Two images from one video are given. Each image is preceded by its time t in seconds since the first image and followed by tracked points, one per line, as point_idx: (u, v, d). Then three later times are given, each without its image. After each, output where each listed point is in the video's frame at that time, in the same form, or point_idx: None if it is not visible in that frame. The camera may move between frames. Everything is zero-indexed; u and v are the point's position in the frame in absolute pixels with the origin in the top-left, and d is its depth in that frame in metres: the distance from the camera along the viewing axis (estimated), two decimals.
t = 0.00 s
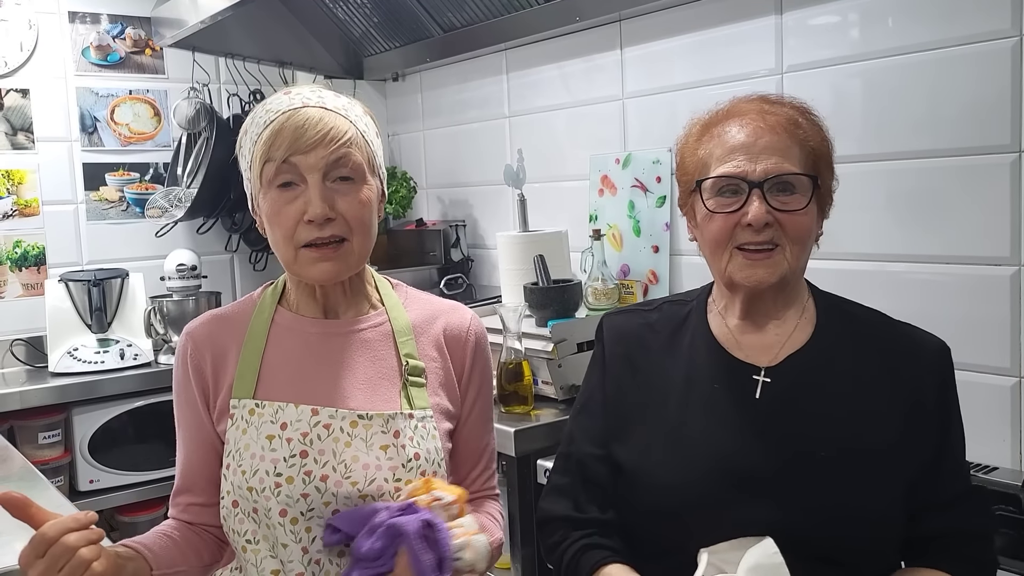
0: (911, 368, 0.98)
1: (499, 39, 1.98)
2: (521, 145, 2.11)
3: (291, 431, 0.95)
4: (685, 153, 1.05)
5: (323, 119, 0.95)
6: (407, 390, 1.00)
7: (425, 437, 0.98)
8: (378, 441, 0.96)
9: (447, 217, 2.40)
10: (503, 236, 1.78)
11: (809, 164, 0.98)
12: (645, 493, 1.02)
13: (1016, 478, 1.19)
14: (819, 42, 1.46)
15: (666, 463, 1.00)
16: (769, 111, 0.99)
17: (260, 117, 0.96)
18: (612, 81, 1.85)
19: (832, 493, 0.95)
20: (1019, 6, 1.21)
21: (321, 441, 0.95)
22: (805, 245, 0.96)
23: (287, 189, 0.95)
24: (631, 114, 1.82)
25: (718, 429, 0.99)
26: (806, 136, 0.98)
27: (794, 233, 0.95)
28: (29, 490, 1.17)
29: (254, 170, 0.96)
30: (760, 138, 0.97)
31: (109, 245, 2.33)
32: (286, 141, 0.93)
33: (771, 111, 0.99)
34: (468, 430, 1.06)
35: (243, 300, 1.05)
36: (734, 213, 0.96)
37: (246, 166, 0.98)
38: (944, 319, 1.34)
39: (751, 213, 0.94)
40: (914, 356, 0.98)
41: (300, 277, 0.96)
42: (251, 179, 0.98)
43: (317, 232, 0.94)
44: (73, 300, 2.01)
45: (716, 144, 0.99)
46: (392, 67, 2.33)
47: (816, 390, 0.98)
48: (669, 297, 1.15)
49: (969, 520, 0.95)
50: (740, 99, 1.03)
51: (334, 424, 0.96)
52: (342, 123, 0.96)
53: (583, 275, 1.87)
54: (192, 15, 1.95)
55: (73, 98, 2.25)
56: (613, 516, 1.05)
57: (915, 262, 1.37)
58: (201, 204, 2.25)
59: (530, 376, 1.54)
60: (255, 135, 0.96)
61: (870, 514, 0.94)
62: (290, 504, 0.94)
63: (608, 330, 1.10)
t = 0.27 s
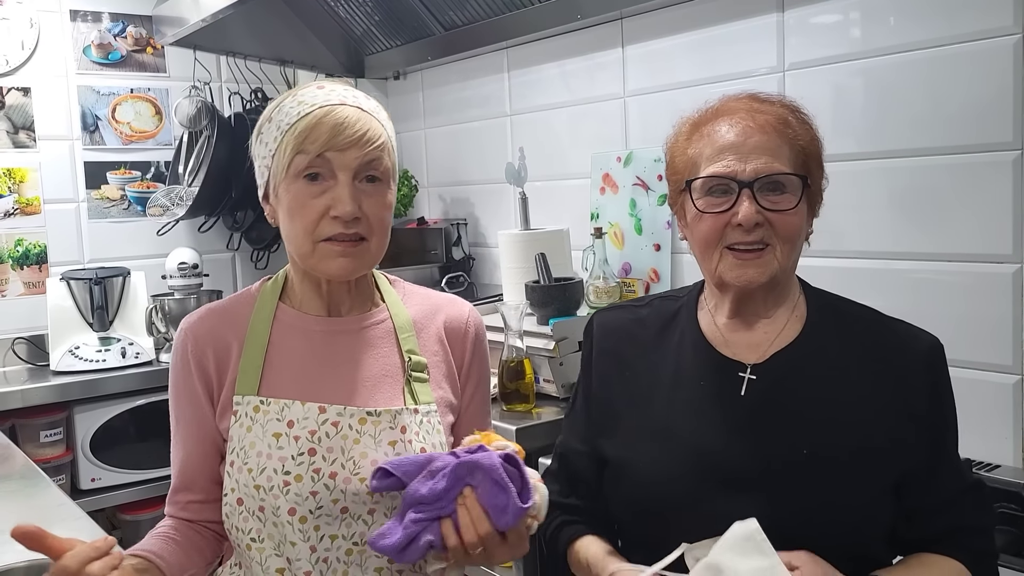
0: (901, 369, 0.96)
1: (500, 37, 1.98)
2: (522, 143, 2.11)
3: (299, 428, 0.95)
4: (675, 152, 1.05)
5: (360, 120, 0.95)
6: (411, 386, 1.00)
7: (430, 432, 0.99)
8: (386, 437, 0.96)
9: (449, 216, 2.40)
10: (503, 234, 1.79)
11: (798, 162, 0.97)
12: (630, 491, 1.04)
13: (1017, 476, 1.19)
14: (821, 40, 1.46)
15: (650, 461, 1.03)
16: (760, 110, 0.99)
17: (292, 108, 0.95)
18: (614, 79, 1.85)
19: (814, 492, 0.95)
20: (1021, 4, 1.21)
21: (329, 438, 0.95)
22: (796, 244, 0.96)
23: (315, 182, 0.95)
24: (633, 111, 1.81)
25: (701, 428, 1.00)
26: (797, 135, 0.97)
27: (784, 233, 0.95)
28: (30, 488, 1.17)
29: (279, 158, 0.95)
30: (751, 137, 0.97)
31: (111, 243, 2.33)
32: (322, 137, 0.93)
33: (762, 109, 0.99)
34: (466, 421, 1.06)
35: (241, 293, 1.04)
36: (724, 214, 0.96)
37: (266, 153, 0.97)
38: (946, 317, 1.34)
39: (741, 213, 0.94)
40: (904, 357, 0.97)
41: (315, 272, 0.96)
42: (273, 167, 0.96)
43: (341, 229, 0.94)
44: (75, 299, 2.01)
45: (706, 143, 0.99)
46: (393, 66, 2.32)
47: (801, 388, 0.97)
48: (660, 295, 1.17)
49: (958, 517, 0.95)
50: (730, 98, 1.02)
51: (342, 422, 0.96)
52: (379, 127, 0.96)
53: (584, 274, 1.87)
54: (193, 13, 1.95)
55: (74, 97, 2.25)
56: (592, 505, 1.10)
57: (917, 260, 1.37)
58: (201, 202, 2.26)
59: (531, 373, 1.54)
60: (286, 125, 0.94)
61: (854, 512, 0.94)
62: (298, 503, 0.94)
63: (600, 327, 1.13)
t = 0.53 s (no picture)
0: (896, 371, 0.96)
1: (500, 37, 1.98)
2: (522, 143, 2.11)
3: (311, 428, 0.95)
4: (669, 154, 1.05)
5: (352, 113, 0.95)
6: (421, 391, 1.00)
7: (439, 440, 0.99)
8: (398, 442, 0.96)
9: (449, 216, 2.40)
10: (503, 234, 1.79)
11: (791, 162, 0.97)
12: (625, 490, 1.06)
13: (1017, 476, 1.19)
14: (821, 40, 1.46)
15: (644, 462, 1.03)
16: (752, 109, 0.99)
17: (292, 109, 0.96)
18: (614, 79, 1.85)
19: (806, 492, 0.95)
20: (1019, 4, 1.21)
21: (341, 440, 0.95)
22: (790, 243, 0.96)
23: (313, 181, 0.95)
24: (633, 111, 1.81)
25: (695, 428, 1.00)
26: (789, 135, 0.97)
27: (777, 232, 0.95)
28: (31, 489, 1.17)
29: (281, 159, 0.96)
30: (744, 137, 0.97)
31: (111, 243, 2.33)
32: (314, 134, 0.93)
33: (755, 109, 0.99)
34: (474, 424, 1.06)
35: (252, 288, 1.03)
36: (716, 214, 0.96)
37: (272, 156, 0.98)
38: (947, 316, 1.34)
39: (733, 213, 0.94)
40: (900, 359, 0.96)
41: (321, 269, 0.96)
42: (277, 170, 0.97)
43: (341, 224, 0.94)
44: (75, 300, 2.01)
45: (700, 143, 0.99)
46: (393, 66, 2.32)
47: (795, 389, 0.97)
48: (656, 294, 1.17)
49: (953, 515, 0.94)
50: (724, 98, 1.02)
51: (354, 424, 0.95)
52: (373, 120, 0.96)
53: (585, 274, 1.87)
54: (193, 14, 1.95)
55: (74, 97, 2.25)
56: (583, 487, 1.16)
57: (915, 260, 1.37)
58: (201, 203, 2.26)
59: (532, 374, 1.54)
60: (286, 125, 0.95)
61: (846, 511, 0.95)
62: (306, 503, 0.94)
63: (596, 327, 1.13)
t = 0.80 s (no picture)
0: (892, 374, 0.96)
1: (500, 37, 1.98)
2: (522, 143, 2.12)
3: (315, 427, 0.95)
4: (669, 153, 1.05)
5: (352, 117, 0.95)
6: (427, 390, 1.00)
7: (444, 438, 1.00)
8: (401, 441, 0.96)
9: (448, 216, 2.41)
10: (504, 234, 1.79)
11: (791, 164, 0.97)
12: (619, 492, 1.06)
13: (1016, 475, 1.19)
14: (820, 40, 1.46)
15: (639, 464, 1.04)
16: (753, 111, 0.98)
17: (289, 113, 0.96)
18: (613, 79, 1.85)
19: (799, 494, 0.95)
20: (1018, 4, 1.21)
21: (345, 439, 0.95)
22: (788, 246, 0.96)
23: (315, 187, 0.95)
24: (633, 111, 1.81)
25: (691, 429, 1.01)
26: (789, 136, 0.97)
27: (775, 234, 0.95)
28: (31, 488, 1.17)
29: (282, 164, 0.96)
30: (744, 139, 0.96)
31: (111, 243, 2.33)
32: (315, 140, 0.93)
33: (756, 110, 0.99)
34: (480, 422, 1.06)
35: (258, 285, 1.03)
36: (715, 216, 0.96)
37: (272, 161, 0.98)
38: (946, 316, 1.34)
39: (732, 215, 0.94)
40: (896, 363, 0.96)
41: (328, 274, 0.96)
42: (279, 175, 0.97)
43: (344, 230, 0.94)
44: (75, 299, 2.01)
45: (700, 143, 0.99)
46: (393, 66, 2.33)
47: (790, 391, 0.97)
48: (657, 295, 1.17)
49: (946, 518, 0.94)
50: (724, 98, 1.02)
51: (358, 423, 0.95)
52: (374, 124, 0.96)
53: (585, 274, 1.87)
54: (194, 14, 1.95)
55: (75, 97, 2.26)
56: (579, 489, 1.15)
57: (914, 260, 1.37)
58: (202, 203, 2.26)
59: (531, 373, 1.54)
60: (284, 131, 0.95)
61: (839, 513, 0.95)
62: (311, 502, 0.94)
63: (595, 329, 1.14)
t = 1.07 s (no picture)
0: (889, 375, 0.96)
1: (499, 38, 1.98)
2: (521, 143, 2.12)
3: (302, 436, 0.95)
4: (668, 153, 1.05)
5: (377, 114, 0.96)
6: (417, 391, 1.00)
7: (435, 440, 0.99)
8: (389, 447, 0.96)
9: (448, 216, 2.41)
10: (503, 234, 1.79)
11: (791, 165, 0.98)
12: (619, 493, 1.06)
13: (1015, 475, 1.19)
14: (820, 40, 1.46)
15: (639, 464, 1.04)
16: (754, 112, 0.99)
17: (308, 103, 0.95)
18: (613, 79, 1.86)
19: (799, 494, 0.96)
20: (1017, 4, 1.21)
21: (332, 447, 0.95)
22: (787, 247, 0.97)
23: (333, 175, 0.95)
24: (632, 111, 1.82)
25: (690, 431, 1.01)
26: (789, 138, 0.98)
27: (774, 235, 0.95)
28: (31, 488, 1.17)
29: (296, 150, 0.94)
30: (744, 140, 0.97)
31: (111, 243, 2.33)
32: (342, 131, 0.93)
33: (756, 111, 0.99)
34: (475, 422, 1.06)
35: (246, 292, 1.04)
36: (714, 217, 0.96)
37: (277, 151, 0.96)
38: (945, 316, 1.34)
39: (731, 216, 0.95)
40: (892, 363, 0.97)
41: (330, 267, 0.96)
42: (287, 162, 0.96)
43: (358, 224, 0.94)
44: (75, 299, 2.01)
45: (699, 144, 1.00)
46: (393, 66, 2.33)
47: (788, 390, 0.98)
48: (655, 296, 1.18)
49: (945, 515, 0.95)
50: (724, 98, 1.03)
51: (346, 431, 0.96)
52: (394, 126, 0.98)
53: (584, 274, 1.87)
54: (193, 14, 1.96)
55: (74, 98, 2.26)
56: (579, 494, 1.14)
57: (912, 260, 1.37)
58: (201, 203, 2.27)
59: (530, 373, 1.54)
60: (302, 118, 0.94)
61: (839, 512, 0.95)
62: (301, 510, 0.94)
63: (595, 329, 1.14)
